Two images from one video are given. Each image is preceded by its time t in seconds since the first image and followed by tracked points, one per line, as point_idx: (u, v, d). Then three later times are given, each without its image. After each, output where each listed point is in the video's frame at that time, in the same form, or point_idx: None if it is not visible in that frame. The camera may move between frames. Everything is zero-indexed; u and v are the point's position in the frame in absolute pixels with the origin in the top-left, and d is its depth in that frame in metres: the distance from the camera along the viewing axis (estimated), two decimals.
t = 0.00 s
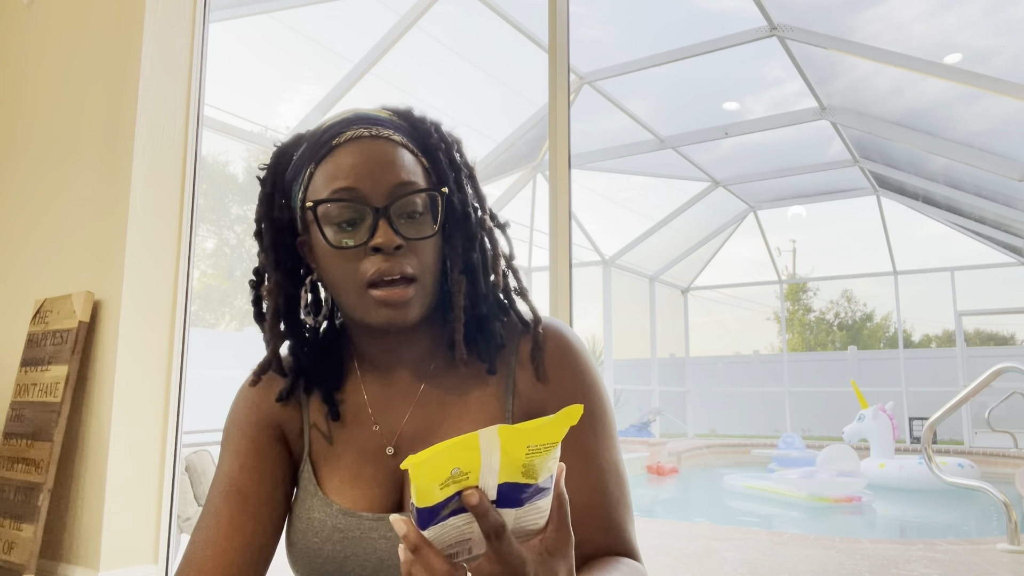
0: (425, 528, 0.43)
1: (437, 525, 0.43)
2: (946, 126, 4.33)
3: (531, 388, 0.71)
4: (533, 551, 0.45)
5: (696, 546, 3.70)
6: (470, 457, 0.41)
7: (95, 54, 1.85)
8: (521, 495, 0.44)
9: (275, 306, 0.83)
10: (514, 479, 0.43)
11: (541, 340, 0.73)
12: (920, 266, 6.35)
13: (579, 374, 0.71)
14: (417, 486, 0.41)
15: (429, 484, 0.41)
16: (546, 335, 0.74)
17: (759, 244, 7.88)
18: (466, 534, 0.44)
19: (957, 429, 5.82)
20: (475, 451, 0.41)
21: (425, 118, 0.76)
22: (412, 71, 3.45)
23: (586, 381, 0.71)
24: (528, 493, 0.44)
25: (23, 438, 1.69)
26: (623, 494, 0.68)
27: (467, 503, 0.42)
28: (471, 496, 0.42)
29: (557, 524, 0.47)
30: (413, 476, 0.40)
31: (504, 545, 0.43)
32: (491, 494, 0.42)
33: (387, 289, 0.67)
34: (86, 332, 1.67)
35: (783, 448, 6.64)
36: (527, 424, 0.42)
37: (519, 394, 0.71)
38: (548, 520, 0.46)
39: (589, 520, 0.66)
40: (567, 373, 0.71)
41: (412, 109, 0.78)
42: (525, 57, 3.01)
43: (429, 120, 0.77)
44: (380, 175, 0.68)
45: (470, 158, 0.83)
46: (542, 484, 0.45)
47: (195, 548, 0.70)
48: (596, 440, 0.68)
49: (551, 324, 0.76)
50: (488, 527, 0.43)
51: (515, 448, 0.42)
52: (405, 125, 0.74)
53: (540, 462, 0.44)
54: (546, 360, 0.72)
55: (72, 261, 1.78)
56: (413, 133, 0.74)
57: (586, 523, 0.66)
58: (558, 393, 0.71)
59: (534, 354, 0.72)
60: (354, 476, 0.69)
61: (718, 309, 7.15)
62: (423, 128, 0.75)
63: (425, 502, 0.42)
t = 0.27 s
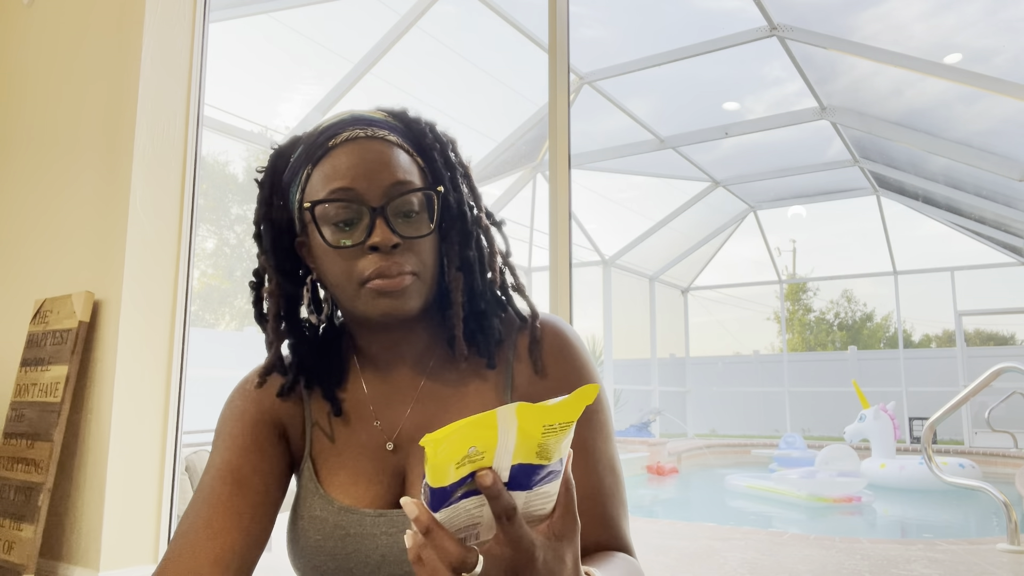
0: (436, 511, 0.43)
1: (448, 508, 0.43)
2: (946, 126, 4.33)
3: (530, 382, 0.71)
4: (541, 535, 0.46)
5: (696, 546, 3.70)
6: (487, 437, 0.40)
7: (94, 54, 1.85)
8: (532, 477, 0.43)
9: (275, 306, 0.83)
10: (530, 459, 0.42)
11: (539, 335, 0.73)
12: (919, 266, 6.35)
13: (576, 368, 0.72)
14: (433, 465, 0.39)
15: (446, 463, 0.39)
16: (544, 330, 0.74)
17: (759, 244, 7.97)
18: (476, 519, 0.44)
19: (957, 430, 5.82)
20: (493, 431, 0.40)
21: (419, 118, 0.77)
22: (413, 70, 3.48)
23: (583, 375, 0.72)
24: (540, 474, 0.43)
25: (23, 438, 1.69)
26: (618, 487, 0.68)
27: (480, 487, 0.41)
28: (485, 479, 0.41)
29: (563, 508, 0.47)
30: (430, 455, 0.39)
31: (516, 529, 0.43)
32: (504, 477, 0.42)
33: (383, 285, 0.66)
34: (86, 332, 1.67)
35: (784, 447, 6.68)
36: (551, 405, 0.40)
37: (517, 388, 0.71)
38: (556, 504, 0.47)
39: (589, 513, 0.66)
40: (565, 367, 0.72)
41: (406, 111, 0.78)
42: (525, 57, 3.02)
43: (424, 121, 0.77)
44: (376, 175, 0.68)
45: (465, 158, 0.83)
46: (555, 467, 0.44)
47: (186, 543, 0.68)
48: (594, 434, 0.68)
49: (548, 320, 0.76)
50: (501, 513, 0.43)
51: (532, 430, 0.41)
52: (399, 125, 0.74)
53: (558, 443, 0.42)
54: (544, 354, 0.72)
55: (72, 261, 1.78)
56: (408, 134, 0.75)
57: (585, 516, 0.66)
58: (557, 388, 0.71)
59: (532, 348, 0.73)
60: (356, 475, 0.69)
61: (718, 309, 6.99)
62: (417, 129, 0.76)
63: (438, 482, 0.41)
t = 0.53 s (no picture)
0: (453, 508, 0.43)
1: (464, 505, 0.43)
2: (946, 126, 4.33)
3: (527, 377, 0.72)
4: (551, 531, 0.47)
5: (696, 546, 3.70)
6: (508, 436, 0.40)
7: (94, 54, 1.85)
8: (547, 474, 0.44)
9: (272, 307, 0.83)
10: (546, 459, 0.43)
11: (536, 330, 0.74)
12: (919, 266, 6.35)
13: (572, 364, 0.72)
14: (454, 465, 0.39)
15: (465, 464, 0.39)
16: (540, 326, 0.74)
17: (758, 244, 7.99)
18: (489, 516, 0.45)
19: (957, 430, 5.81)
20: (514, 431, 0.40)
21: (414, 120, 0.77)
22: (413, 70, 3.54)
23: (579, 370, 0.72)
24: (554, 473, 0.44)
25: (23, 438, 1.69)
26: (614, 481, 0.69)
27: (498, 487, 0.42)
28: (502, 478, 0.41)
29: (572, 504, 0.48)
30: (454, 454, 0.39)
31: (530, 526, 0.44)
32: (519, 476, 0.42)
33: (382, 285, 0.67)
34: (87, 332, 1.67)
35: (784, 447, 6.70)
36: (569, 408, 0.41)
37: (515, 384, 0.71)
38: (565, 501, 0.48)
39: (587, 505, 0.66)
40: (562, 362, 0.72)
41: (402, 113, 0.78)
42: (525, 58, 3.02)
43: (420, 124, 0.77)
44: (373, 176, 0.69)
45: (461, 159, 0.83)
46: (568, 466, 0.45)
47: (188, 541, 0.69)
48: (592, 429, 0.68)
49: (545, 316, 0.76)
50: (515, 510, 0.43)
51: (551, 430, 0.41)
52: (395, 127, 0.74)
53: (572, 443, 0.43)
54: (541, 349, 0.73)
55: (72, 262, 1.78)
56: (404, 136, 0.75)
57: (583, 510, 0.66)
58: (554, 383, 0.71)
59: (529, 343, 0.73)
60: (355, 473, 0.69)
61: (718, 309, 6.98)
62: (412, 131, 0.76)
63: (456, 482, 0.41)
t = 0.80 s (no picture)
0: (453, 497, 0.43)
1: (465, 494, 0.43)
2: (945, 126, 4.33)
3: (523, 374, 0.72)
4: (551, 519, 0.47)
5: (696, 546, 3.70)
6: (506, 423, 0.41)
7: (93, 54, 1.85)
8: (545, 462, 0.44)
9: (268, 308, 0.83)
10: (542, 445, 0.43)
11: (530, 327, 0.74)
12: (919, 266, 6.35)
13: (566, 361, 0.72)
14: (454, 452, 0.40)
15: (465, 451, 0.40)
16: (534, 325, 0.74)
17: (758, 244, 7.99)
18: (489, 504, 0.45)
19: (957, 430, 5.80)
20: (511, 417, 0.41)
21: (408, 121, 0.77)
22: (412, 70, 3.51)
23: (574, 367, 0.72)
24: (551, 459, 0.44)
25: (23, 438, 1.70)
26: (610, 477, 0.69)
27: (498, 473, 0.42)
28: (501, 465, 0.41)
29: (569, 493, 0.48)
30: (452, 440, 0.39)
31: (530, 514, 0.44)
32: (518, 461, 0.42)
33: (377, 283, 0.67)
34: (86, 332, 1.67)
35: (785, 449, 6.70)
36: (563, 393, 0.41)
37: (511, 381, 0.72)
38: (562, 490, 0.48)
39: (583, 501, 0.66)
40: (556, 360, 0.72)
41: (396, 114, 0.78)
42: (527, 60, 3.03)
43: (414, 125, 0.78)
44: (368, 176, 0.69)
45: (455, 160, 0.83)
46: (564, 453, 0.45)
47: (187, 541, 0.69)
48: (589, 424, 0.68)
49: (539, 315, 0.77)
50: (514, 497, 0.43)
51: (547, 415, 0.42)
52: (389, 128, 0.74)
53: (568, 427, 0.43)
54: (535, 346, 0.73)
55: (72, 262, 1.78)
56: (398, 137, 0.75)
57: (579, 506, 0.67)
58: (549, 380, 0.71)
59: (523, 341, 0.73)
60: (353, 472, 0.69)
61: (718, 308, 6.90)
62: (407, 132, 0.76)
63: (456, 471, 0.41)
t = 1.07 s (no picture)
0: (453, 487, 0.43)
1: (465, 483, 0.43)
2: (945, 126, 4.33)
3: (519, 370, 0.72)
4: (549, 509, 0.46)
5: (696, 546, 3.70)
6: (505, 411, 0.41)
7: (93, 54, 1.85)
8: (544, 452, 0.44)
9: (265, 304, 0.83)
10: (541, 433, 0.43)
11: (527, 324, 0.74)
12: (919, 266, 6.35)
13: (562, 358, 0.73)
14: (454, 437, 0.40)
15: (465, 437, 0.40)
16: (531, 323, 0.74)
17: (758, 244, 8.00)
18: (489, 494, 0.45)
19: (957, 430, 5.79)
20: (510, 405, 0.41)
21: (408, 119, 0.77)
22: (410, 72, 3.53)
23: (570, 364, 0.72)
24: (550, 449, 0.44)
25: (23, 438, 1.70)
26: (605, 474, 0.69)
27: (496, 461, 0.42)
28: (500, 454, 0.41)
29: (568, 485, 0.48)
30: (453, 426, 0.40)
31: (529, 503, 0.44)
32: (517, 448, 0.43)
33: (376, 274, 0.67)
34: (86, 332, 1.67)
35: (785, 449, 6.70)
36: (562, 379, 0.41)
37: (507, 377, 0.72)
38: (560, 481, 0.48)
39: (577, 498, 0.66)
40: (552, 356, 0.72)
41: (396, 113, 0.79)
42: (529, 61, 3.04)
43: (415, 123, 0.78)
44: (370, 170, 0.69)
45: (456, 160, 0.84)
46: (563, 443, 0.45)
47: (185, 539, 0.69)
48: (583, 421, 0.68)
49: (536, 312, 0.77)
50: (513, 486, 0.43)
51: (546, 403, 0.42)
52: (390, 125, 0.75)
53: (567, 416, 0.43)
54: (532, 343, 0.73)
55: (72, 262, 1.78)
56: (399, 135, 0.75)
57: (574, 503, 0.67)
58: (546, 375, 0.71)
59: (519, 337, 0.73)
60: (349, 470, 0.69)
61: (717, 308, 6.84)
62: (407, 130, 0.76)
63: (455, 459, 0.41)
